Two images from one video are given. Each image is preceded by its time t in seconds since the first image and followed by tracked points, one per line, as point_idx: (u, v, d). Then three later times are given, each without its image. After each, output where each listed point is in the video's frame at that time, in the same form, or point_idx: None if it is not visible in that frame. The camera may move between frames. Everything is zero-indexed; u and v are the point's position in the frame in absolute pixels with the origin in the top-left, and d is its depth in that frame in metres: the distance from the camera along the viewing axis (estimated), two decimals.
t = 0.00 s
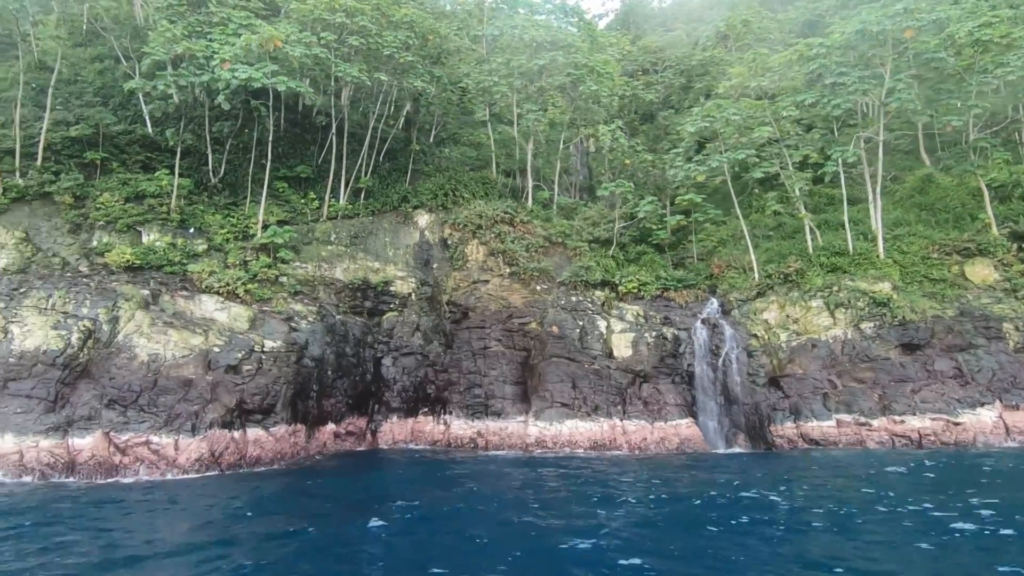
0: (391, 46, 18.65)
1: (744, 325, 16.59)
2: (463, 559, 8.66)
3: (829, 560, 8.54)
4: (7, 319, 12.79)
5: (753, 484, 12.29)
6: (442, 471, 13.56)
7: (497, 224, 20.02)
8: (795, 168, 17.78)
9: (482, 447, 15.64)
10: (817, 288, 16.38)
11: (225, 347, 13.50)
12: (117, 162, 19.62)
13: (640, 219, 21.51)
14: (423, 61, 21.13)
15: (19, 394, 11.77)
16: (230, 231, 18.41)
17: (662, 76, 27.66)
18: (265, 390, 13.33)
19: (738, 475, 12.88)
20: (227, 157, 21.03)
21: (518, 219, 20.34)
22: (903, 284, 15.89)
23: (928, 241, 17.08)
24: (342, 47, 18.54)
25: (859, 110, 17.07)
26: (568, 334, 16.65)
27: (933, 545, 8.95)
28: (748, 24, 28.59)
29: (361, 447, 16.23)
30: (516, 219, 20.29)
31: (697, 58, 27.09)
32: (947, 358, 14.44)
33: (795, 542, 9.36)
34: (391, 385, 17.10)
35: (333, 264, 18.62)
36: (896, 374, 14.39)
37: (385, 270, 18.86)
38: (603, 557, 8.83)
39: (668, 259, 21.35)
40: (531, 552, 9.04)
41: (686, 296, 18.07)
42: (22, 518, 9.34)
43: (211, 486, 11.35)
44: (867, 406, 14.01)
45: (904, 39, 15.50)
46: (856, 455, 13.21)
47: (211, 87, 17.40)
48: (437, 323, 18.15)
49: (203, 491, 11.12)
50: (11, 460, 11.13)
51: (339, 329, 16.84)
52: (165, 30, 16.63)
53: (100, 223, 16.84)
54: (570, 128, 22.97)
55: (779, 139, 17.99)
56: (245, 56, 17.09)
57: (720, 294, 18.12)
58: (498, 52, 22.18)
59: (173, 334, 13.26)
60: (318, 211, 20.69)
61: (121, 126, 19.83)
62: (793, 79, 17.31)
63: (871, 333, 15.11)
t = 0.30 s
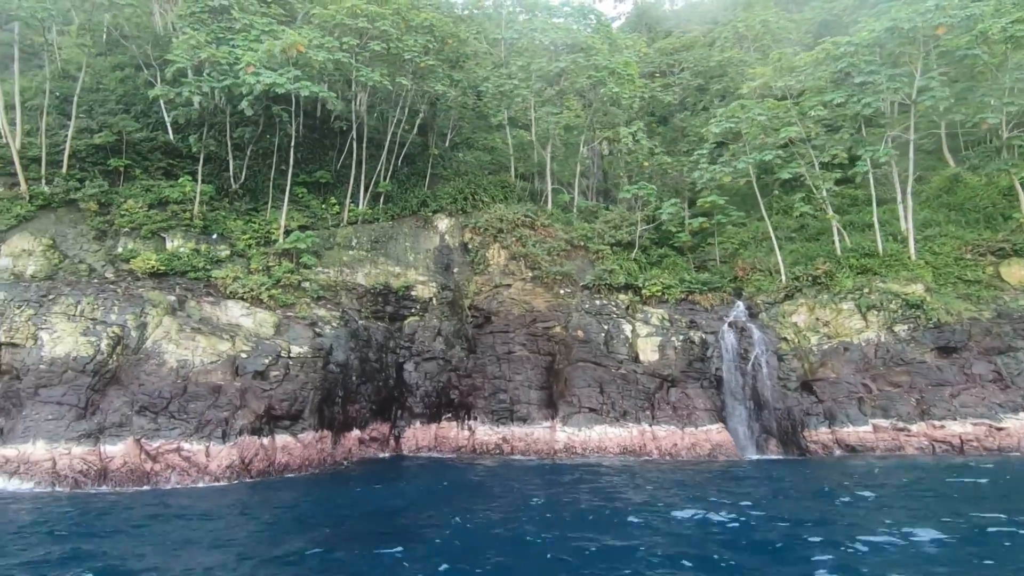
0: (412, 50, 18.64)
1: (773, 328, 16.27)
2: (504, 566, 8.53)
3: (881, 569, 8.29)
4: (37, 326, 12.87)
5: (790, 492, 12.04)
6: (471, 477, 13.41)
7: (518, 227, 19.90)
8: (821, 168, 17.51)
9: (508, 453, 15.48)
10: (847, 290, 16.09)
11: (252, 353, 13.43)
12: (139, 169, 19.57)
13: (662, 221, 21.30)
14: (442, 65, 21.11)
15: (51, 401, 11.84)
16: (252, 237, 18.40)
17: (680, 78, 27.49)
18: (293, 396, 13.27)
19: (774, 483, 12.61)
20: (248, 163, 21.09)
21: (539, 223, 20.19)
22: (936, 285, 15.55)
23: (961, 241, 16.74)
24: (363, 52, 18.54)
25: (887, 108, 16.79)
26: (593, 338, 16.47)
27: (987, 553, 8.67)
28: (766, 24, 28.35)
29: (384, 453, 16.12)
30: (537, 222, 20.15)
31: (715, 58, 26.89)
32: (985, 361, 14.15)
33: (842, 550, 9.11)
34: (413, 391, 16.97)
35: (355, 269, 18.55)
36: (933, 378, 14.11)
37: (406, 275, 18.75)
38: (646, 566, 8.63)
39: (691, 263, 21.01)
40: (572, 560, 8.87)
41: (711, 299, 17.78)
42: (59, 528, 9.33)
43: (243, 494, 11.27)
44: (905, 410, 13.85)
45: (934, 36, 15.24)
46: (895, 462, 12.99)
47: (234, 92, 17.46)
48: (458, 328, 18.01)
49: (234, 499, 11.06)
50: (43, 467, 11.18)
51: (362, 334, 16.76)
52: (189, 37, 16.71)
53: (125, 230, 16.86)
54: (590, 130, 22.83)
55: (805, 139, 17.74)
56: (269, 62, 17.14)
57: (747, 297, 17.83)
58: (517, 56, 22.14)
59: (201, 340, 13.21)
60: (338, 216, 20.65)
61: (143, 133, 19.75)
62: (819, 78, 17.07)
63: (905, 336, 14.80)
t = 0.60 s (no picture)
0: (434, 54, 18.61)
1: (805, 333, 15.94)
2: None
3: None
4: (67, 332, 12.87)
5: (829, 501, 11.75)
6: (502, 485, 13.21)
7: (540, 232, 19.76)
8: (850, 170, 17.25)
9: (535, 460, 15.27)
10: (880, 294, 15.78)
11: (280, 359, 13.34)
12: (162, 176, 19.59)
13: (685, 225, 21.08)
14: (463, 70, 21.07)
15: (81, 407, 11.80)
16: (275, 242, 18.34)
17: (699, 82, 27.34)
18: (321, 402, 13.17)
19: (812, 492, 12.31)
20: (269, 169, 21.11)
21: (561, 227, 20.01)
22: (973, 289, 15.19)
23: (995, 245, 16.41)
24: (386, 56, 18.54)
25: (918, 109, 16.54)
26: (620, 344, 16.24)
27: None
28: (786, 27, 28.15)
29: (408, 460, 15.96)
30: (559, 226, 19.97)
31: (735, 62, 26.71)
32: None
33: (893, 561, 8.83)
34: (437, 397, 16.76)
35: (377, 274, 18.44)
36: (973, 384, 13.80)
37: (427, 280, 18.62)
38: None
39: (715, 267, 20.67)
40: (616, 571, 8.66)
41: (738, 304, 17.49)
42: (94, 538, 9.25)
43: (274, 503, 11.13)
44: (946, 418, 13.51)
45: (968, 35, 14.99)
46: (938, 471, 12.66)
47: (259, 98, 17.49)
48: (481, 333, 17.82)
49: (266, 507, 10.94)
50: (76, 474, 11.11)
51: (385, 339, 16.66)
52: (215, 43, 16.77)
53: (150, 236, 16.82)
54: (610, 134, 22.68)
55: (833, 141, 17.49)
56: (293, 67, 17.19)
57: (775, 301, 17.50)
58: (537, 60, 22.02)
59: (230, 346, 13.13)
60: (359, 221, 20.54)
61: (166, 140, 19.83)
62: (848, 79, 16.85)
63: (942, 341, 14.46)
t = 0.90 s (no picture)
0: (461, 54, 18.53)
1: (841, 335, 15.57)
2: None
3: None
4: (100, 332, 12.88)
5: (877, 509, 11.38)
6: (535, 489, 12.98)
7: (566, 233, 19.53)
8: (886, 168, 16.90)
9: (565, 464, 15.07)
10: (919, 296, 15.38)
11: (312, 360, 13.23)
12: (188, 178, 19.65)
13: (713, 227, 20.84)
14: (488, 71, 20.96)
15: (116, 407, 11.82)
16: (301, 244, 18.27)
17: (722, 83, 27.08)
18: (354, 404, 13.14)
19: (857, 499, 11.95)
20: (293, 171, 21.13)
21: (587, 228, 19.76)
22: (1017, 291, 14.75)
23: None
24: (413, 57, 18.46)
25: (958, 106, 16.16)
26: (650, 346, 16.00)
27: None
28: (811, 26, 27.82)
29: (435, 463, 15.70)
30: (585, 228, 19.74)
31: (760, 61, 26.40)
32: None
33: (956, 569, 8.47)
34: (463, 399, 16.52)
35: (402, 275, 18.31)
36: (1021, 388, 13.41)
37: (452, 282, 18.45)
38: None
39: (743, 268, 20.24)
40: None
41: (770, 306, 17.11)
42: (134, 539, 9.21)
43: (308, 506, 10.98)
44: (995, 422, 13.11)
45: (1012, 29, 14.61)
46: (990, 478, 12.26)
47: (288, 99, 17.51)
48: (506, 335, 17.57)
49: (301, 509, 10.85)
50: (112, 475, 11.07)
51: (412, 341, 16.56)
52: (244, 44, 16.81)
53: (179, 236, 16.82)
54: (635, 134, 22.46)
55: (867, 139, 17.19)
56: (322, 68, 17.19)
57: (808, 303, 17.11)
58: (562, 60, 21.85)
59: (262, 346, 13.07)
60: (384, 222, 20.40)
61: (191, 142, 19.88)
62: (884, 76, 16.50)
63: (987, 344, 14.05)
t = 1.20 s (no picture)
0: (489, 49, 18.41)
1: (880, 332, 15.23)
2: None
3: None
4: (135, 328, 12.98)
5: (926, 507, 11.09)
6: (572, 487, 12.82)
7: (594, 229, 19.24)
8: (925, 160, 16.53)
9: (599, 462, 14.82)
10: (962, 291, 14.98)
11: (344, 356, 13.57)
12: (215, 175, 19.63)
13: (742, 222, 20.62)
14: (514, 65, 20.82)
15: (154, 404, 12.07)
16: (328, 241, 18.17)
17: (747, 77, 26.75)
18: (389, 400, 13.43)
19: (904, 498, 11.65)
20: (318, 168, 21.07)
21: (615, 224, 19.48)
22: None
23: None
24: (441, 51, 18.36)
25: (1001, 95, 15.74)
26: (684, 343, 15.75)
27: None
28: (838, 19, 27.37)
29: (465, 461, 15.42)
30: (612, 223, 19.46)
31: (786, 54, 26.02)
32: None
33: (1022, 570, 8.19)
34: (491, 397, 16.29)
35: (429, 271, 18.08)
36: None
37: (479, 278, 18.16)
38: None
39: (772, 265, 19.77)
40: None
41: (805, 303, 16.70)
42: (179, 534, 9.31)
43: (347, 504, 10.91)
44: None
45: None
46: None
47: (317, 94, 17.51)
48: (534, 332, 17.29)
49: (341, 505, 10.92)
50: (153, 471, 11.26)
51: (441, 338, 16.59)
52: (274, 39, 16.81)
53: (209, 233, 16.80)
54: (662, 129, 22.18)
55: (904, 131, 16.83)
56: (351, 63, 17.16)
57: (844, 299, 16.71)
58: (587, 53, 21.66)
59: (297, 342, 13.37)
60: (410, 219, 20.31)
61: (217, 139, 19.80)
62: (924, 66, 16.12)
63: None
